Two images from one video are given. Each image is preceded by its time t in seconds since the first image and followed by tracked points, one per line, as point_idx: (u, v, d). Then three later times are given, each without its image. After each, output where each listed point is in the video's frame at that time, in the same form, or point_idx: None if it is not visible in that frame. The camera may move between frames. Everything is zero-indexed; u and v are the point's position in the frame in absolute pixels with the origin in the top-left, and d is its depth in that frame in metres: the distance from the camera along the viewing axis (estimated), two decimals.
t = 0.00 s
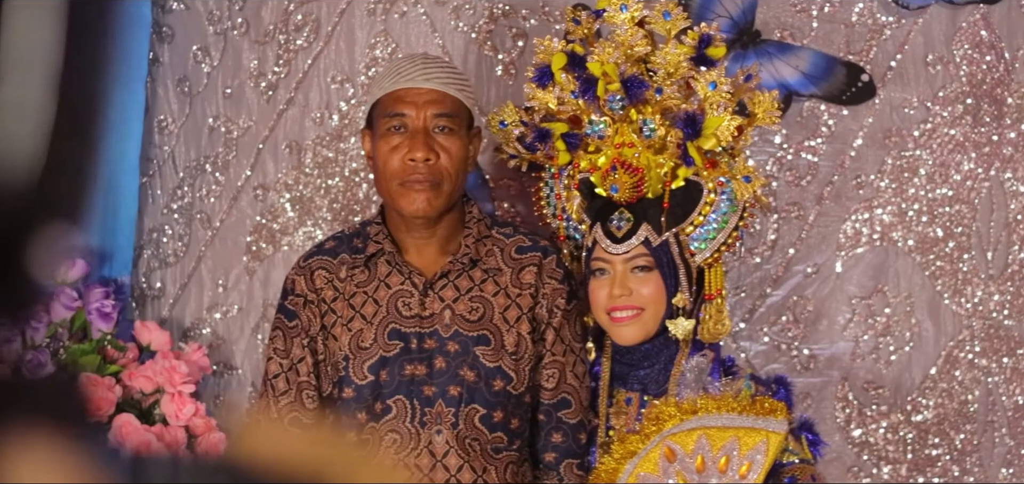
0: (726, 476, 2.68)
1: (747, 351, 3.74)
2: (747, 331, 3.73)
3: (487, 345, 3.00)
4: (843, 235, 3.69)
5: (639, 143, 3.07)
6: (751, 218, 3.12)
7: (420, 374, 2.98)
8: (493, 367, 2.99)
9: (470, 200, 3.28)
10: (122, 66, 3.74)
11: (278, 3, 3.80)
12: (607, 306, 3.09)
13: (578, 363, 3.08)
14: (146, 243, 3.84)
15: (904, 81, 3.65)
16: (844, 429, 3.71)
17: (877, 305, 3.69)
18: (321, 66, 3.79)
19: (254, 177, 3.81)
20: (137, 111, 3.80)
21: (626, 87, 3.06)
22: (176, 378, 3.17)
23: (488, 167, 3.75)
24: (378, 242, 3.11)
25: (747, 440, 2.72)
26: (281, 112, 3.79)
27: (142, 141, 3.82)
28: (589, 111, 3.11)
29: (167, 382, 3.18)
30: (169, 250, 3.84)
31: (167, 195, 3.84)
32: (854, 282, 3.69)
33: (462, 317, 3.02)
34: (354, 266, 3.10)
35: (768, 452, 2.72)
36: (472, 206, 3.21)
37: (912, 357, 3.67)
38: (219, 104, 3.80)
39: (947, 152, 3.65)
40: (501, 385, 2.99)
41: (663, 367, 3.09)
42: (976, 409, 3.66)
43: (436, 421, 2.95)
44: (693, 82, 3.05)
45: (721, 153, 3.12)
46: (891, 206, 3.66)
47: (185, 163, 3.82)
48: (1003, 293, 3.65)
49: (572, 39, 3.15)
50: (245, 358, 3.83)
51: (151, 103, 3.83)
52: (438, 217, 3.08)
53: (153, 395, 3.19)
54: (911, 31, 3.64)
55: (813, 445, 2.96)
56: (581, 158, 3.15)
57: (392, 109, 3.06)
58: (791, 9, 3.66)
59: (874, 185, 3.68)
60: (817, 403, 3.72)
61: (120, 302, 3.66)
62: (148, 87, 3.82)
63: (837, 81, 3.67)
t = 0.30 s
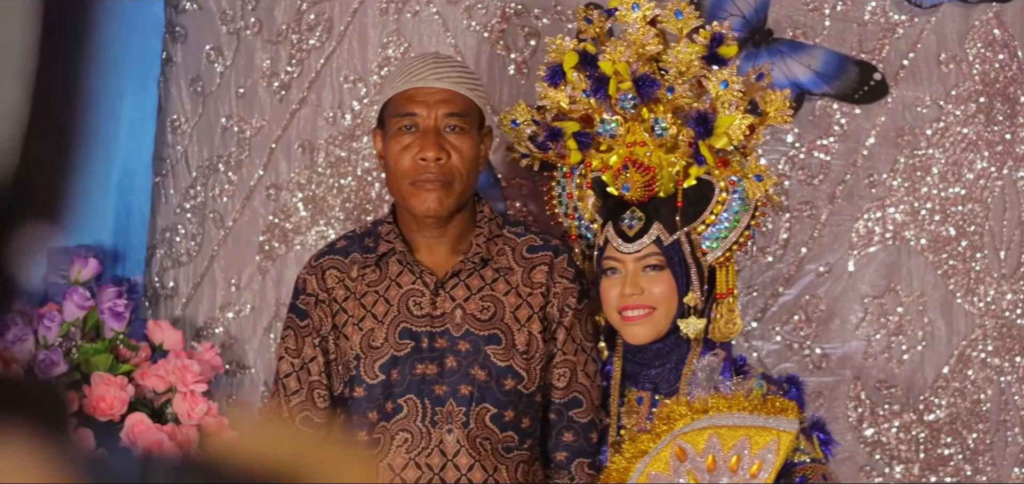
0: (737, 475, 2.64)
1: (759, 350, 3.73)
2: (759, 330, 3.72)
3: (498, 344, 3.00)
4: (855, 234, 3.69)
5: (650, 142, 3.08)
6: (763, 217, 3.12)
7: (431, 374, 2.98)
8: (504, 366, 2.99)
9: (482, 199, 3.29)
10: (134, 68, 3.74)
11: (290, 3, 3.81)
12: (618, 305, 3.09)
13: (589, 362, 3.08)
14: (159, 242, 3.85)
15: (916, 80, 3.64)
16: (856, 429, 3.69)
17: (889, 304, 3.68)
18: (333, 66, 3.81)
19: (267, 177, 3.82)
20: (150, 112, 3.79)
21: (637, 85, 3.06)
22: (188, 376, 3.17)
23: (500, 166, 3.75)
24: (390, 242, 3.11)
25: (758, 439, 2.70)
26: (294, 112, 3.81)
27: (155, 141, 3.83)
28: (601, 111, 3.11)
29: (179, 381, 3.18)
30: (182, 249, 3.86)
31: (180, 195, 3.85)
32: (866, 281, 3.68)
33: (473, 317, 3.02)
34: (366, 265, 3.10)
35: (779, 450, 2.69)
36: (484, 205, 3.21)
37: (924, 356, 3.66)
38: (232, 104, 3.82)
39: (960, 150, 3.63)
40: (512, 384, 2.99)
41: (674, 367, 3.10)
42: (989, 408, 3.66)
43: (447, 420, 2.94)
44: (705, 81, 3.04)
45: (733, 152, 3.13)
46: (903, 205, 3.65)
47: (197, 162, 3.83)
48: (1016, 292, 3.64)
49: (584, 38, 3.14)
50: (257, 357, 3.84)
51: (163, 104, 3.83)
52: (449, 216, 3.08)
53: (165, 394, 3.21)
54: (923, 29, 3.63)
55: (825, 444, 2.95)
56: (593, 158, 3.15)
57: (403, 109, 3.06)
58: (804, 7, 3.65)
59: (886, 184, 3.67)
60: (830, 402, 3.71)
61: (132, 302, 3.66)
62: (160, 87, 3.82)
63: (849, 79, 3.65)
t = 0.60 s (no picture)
0: (745, 475, 2.67)
1: (769, 350, 3.72)
2: (768, 331, 3.72)
3: (507, 345, 3.00)
4: (865, 235, 3.68)
5: (659, 142, 3.07)
6: (772, 218, 3.11)
7: (440, 374, 2.98)
8: (512, 366, 2.99)
9: (491, 200, 3.29)
10: (142, 69, 3.79)
11: (300, 4, 3.82)
12: (627, 305, 3.08)
13: (598, 362, 3.08)
14: (170, 242, 3.86)
15: (926, 80, 3.63)
16: (865, 429, 3.69)
17: (899, 304, 3.67)
18: (343, 66, 3.82)
19: (277, 177, 3.83)
20: (160, 112, 3.81)
21: (646, 85, 3.05)
22: (198, 377, 3.19)
23: (510, 166, 3.75)
24: (398, 242, 3.12)
25: (766, 439, 2.71)
26: (304, 112, 3.82)
27: (166, 141, 3.84)
28: (610, 111, 3.12)
29: (189, 381, 3.20)
30: (193, 249, 3.86)
31: (190, 195, 3.86)
32: (876, 282, 3.67)
33: (481, 317, 3.02)
34: (374, 266, 3.11)
35: (787, 451, 2.70)
36: (492, 206, 3.22)
37: (934, 357, 3.65)
38: (242, 104, 3.83)
39: (969, 150, 3.62)
40: (520, 384, 2.99)
41: (684, 367, 3.10)
42: (1000, 408, 3.64)
43: (456, 420, 2.95)
44: (714, 82, 3.05)
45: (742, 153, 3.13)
46: (913, 206, 3.65)
47: (208, 163, 3.84)
48: None
49: (593, 38, 3.14)
50: (267, 357, 3.85)
51: (174, 105, 3.84)
52: (457, 217, 3.09)
53: (175, 394, 3.21)
54: (933, 29, 3.62)
55: (836, 446, 2.95)
56: (602, 158, 3.14)
57: (411, 109, 3.07)
58: (813, 7, 3.65)
59: (896, 184, 3.66)
60: (840, 402, 3.71)
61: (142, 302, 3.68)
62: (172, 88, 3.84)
63: (859, 79, 3.65)
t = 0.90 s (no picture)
0: (754, 475, 2.67)
1: (778, 350, 3.71)
2: (777, 330, 3.71)
3: (515, 344, 3.00)
4: (874, 234, 3.66)
5: (668, 141, 3.07)
6: (781, 217, 3.10)
7: (448, 374, 2.98)
8: (520, 366, 2.99)
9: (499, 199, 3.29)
10: (151, 69, 3.77)
11: (310, 4, 3.82)
12: (635, 304, 3.08)
13: (605, 361, 3.09)
14: (180, 242, 3.87)
15: (936, 79, 3.62)
16: (875, 428, 3.68)
17: (908, 304, 3.66)
18: (352, 66, 3.83)
19: (287, 177, 3.84)
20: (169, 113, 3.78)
21: (654, 84, 3.05)
22: (207, 376, 3.20)
23: (519, 166, 3.76)
24: (406, 241, 3.12)
25: (775, 439, 2.70)
26: (313, 112, 3.83)
27: (175, 141, 3.83)
28: (619, 110, 3.12)
29: (198, 380, 3.21)
30: (202, 249, 3.87)
31: (200, 195, 3.87)
32: (886, 281, 3.66)
33: (489, 317, 3.03)
34: (382, 265, 3.11)
35: (796, 450, 2.69)
36: (500, 205, 3.22)
37: (944, 356, 3.64)
38: (251, 104, 3.83)
39: (979, 149, 3.62)
40: (528, 383, 2.99)
41: (693, 366, 3.10)
42: (1009, 408, 3.64)
43: (464, 420, 2.95)
44: (722, 81, 3.05)
45: (750, 152, 3.11)
46: (922, 205, 3.64)
47: (218, 162, 3.85)
48: None
49: (601, 38, 3.14)
50: (277, 357, 3.86)
51: (184, 104, 3.85)
52: (466, 216, 3.09)
53: (184, 393, 3.22)
54: (943, 28, 3.61)
55: (844, 444, 2.93)
56: (610, 157, 3.14)
57: (419, 109, 3.07)
58: (823, 6, 3.64)
59: (905, 183, 3.65)
60: (849, 401, 3.70)
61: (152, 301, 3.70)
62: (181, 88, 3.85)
63: (868, 79, 3.65)
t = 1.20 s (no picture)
0: (762, 474, 2.70)
1: (786, 347, 3.71)
2: (786, 328, 3.70)
3: (522, 341, 3.00)
4: (883, 231, 3.66)
5: (677, 138, 3.06)
6: (790, 215, 3.09)
7: (456, 371, 2.99)
8: (528, 363, 3.00)
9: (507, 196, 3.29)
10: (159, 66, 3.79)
11: (319, 2, 3.83)
12: (644, 301, 3.10)
13: (613, 358, 3.09)
14: (189, 240, 3.88)
15: (945, 76, 3.61)
16: (883, 426, 3.68)
17: (917, 301, 3.65)
18: (361, 64, 3.83)
19: (296, 175, 3.84)
20: (178, 110, 3.82)
21: (663, 82, 3.05)
22: (216, 374, 3.24)
23: (528, 163, 3.76)
24: (414, 239, 3.12)
25: (783, 437, 2.72)
26: (322, 110, 3.83)
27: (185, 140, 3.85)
28: (627, 107, 3.11)
29: (207, 378, 3.25)
30: (212, 247, 3.88)
31: (209, 193, 3.87)
32: (895, 279, 3.66)
33: (496, 314, 3.02)
34: (390, 263, 3.11)
35: (805, 449, 2.71)
36: (509, 203, 3.21)
37: (952, 354, 3.63)
38: (261, 102, 3.84)
39: (988, 147, 3.60)
40: (536, 381, 2.99)
41: (701, 364, 3.10)
42: (1018, 406, 3.63)
43: (471, 417, 2.96)
44: (731, 78, 3.05)
45: (760, 149, 3.10)
46: (931, 202, 3.63)
47: (227, 160, 3.85)
48: None
49: (610, 34, 3.13)
50: (286, 354, 3.87)
51: (193, 103, 3.86)
52: (474, 214, 3.09)
53: (193, 391, 3.26)
54: (952, 25, 3.60)
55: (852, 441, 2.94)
56: (619, 154, 3.14)
57: (427, 106, 3.08)
58: (832, 3, 3.63)
59: (914, 180, 3.64)
60: (858, 399, 3.69)
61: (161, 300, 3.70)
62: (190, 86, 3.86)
63: (877, 75, 3.63)
